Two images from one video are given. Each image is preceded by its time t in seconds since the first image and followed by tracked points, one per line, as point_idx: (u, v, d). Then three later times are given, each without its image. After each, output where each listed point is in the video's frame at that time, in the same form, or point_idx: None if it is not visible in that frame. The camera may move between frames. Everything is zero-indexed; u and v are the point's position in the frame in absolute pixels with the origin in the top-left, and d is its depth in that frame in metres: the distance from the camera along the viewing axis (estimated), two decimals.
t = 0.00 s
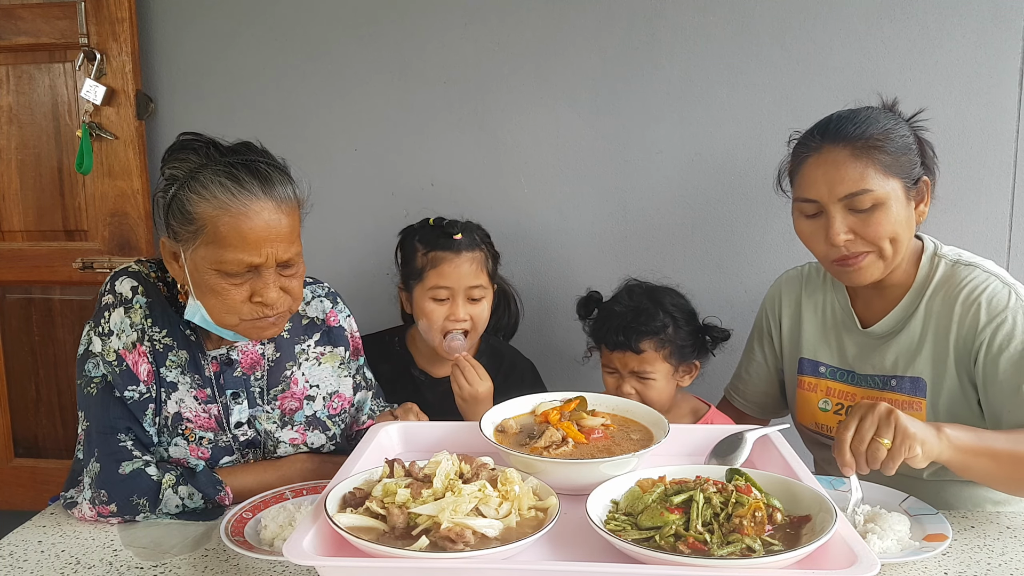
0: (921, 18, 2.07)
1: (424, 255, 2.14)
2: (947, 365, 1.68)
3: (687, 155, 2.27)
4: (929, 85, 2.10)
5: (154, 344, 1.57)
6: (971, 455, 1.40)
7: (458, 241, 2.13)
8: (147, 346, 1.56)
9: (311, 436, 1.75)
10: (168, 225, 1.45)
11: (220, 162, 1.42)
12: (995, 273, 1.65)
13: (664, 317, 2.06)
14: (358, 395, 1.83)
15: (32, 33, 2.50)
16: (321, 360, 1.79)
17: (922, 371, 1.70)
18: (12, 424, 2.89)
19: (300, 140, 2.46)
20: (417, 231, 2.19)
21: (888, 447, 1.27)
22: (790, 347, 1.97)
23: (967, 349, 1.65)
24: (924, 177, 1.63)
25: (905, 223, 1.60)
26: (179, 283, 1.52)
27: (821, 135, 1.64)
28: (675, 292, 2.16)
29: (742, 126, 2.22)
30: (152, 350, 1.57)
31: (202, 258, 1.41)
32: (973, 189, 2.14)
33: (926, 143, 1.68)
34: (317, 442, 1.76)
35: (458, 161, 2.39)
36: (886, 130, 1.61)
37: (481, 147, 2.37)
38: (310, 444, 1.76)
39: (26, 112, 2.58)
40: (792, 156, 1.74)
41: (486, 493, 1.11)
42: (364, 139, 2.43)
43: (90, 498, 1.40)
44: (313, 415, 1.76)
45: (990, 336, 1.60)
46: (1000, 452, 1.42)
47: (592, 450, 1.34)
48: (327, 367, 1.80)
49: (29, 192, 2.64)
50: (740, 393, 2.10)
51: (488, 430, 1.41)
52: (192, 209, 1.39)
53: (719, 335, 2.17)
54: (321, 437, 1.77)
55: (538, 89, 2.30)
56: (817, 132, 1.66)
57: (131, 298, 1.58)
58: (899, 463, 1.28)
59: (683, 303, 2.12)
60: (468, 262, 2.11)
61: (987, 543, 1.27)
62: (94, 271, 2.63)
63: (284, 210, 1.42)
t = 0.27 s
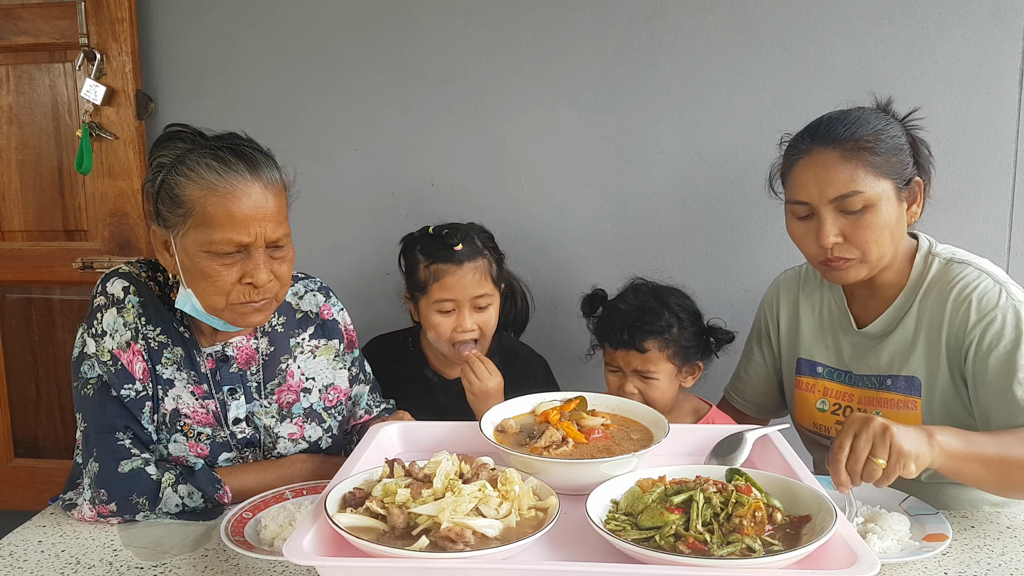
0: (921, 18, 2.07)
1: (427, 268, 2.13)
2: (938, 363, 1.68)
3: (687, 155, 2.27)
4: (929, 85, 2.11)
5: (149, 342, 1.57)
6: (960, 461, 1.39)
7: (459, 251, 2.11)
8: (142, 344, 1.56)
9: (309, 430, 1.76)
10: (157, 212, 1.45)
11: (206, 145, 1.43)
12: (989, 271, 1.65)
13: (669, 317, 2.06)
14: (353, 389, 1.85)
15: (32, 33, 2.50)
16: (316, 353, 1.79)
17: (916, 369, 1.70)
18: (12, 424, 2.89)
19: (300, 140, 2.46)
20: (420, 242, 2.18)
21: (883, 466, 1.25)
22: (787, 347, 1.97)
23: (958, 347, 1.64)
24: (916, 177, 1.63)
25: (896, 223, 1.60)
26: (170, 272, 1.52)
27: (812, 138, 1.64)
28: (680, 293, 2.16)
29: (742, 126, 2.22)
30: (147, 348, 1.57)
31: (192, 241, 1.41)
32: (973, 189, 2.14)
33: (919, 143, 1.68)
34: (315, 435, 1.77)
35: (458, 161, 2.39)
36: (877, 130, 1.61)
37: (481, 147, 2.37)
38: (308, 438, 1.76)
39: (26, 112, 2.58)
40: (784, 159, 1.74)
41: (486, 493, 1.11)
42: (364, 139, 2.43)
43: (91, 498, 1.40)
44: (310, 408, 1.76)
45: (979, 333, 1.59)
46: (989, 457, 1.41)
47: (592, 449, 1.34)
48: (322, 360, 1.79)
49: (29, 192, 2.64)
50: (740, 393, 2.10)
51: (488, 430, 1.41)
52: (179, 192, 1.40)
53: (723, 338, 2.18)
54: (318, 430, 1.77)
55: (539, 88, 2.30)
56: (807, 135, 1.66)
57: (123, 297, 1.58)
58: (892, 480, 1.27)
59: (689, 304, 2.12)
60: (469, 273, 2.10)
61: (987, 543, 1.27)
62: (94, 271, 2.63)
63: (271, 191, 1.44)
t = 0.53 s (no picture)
0: (921, 18, 2.07)
1: (436, 270, 2.13)
2: (942, 361, 1.68)
3: (687, 155, 2.27)
4: (929, 85, 2.11)
5: (146, 341, 1.57)
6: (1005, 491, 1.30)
7: (469, 254, 2.11)
8: (139, 343, 1.57)
9: (307, 426, 1.75)
10: (155, 204, 1.51)
11: (199, 135, 1.50)
12: (991, 269, 1.65)
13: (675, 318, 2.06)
14: (352, 386, 1.85)
15: (32, 33, 2.50)
16: (313, 350, 1.79)
17: (920, 368, 1.70)
18: (12, 424, 2.89)
19: (300, 140, 2.46)
20: (429, 243, 2.18)
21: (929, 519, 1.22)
22: (787, 346, 1.97)
23: (962, 345, 1.64)
24: (917, 174, 1.64)
25: (898, 220, 1.60)
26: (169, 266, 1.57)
27: (814, 134, 1.64)
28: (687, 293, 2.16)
29: (742, 126, 2.22)
30: (144, 348, 1.57)
31: (189, 228, 1.47)
32: (973, 188, 2.14)
33: (919, 142, 1.69)
34: (313, 432, 1.76)
35: (458, 161, 2.39)
36: (879, 124, 1.62)
37: (481, 147, 2.37)
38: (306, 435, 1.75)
39: (26, 112, 2.58)
40: (786, 156, 1.74)
41: (486, 493, 1.11)
42: (364, 139, 2.43)
43: (90, 498, 1.40)
44: (308, 404, 1.76)
45: (985, 331, 1.59)
46: None
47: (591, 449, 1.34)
48: (319, 357, 1.79)
49: (30, 192, 2.64)
50: (739, 393, 2.10)
51: (488, 430, 1.41)
52: (175, 180, 1.46)
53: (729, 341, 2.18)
54: (316, 426, 1.77)
55: (539, 89, 2.30)
56: (810, 131, 1.66)
57: (119, 298, 1.59)
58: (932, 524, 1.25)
59: (695, 305, 2.12)
60: (480, 275, 2.10)
61: (987, 543, 1.27)
62: (94, 271, 2.63)
63: (263, 177, 1.50)
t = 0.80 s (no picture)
0: (921, 18, 2.07)
1: (443, 270, 2.13)
2: (948, 362, 1.68)
3: (687, 155, 2.27)
4: (928, 85, 2.10)
5: (147, 341, 1.57)
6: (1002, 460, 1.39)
7: (476, 253, 2.11)
8: (140, 343, 1.57)
9: (307, 425, 1.75)
10: (153, 197, 1.53)
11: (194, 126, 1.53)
12: (996, 270, 1.65)
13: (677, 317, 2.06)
14: (352, 387, 1.85)
15: (32, 33, 2.50)
16: (315, 349, 1.79)
17: (925, 368, 1.70)
18: (12, 424, 2.89)
19: (300, 140, 2.46)
20: (435, 243, 2.18)
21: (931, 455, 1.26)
22: (789, 347, 1.96)
23: (967, 346, 1.65)
24: (924, 175, 1.64)
25: (905, 222, 1.60)
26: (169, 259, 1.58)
27: (823, 134, 1.64)
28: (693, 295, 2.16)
29: (742, 126, 2.22)
30: (145, 347, 1.57)
31: (187, 217, 1.49)
32: (973, 188, 2.14)
33: (922, 142, 1.69)
34: (313, 431, 1.76)
35: (458, 161, 2.39)
36: (886, 123, 1.62)
37: (481, 147, 2.37)
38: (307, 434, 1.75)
39: (26, 112, 2.58)
40: (793, 155, 1.73)
41: (486, 493, 1.11)
42: (364, 139, 2.42)
43: (90, 498, 1.40)
44: (309, 403, 1.76)
45: (992, 332, 1.59)
46: None
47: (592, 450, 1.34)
48: (321, 356, 1.79)
49: (29, 192, 2.64)
50: (740, 392, 2.10)
51: (488, 430, 1.41)
52: (173, 169, 1.48)
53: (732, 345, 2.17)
54: (316, 425, 1.76)
55: (539, 89, 2.30)
56: (818, 131, 1.66)
57: (120, 298, 1.59)
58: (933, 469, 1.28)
59: (701, 306, 2.12)
60: (488, 274, 2.10)
61: (987, 543, 1.27)
62: (94, 271, 2.62)
63: (259, 164, 1.53)
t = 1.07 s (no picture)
0: (921, 18, 2.07)
1: (443, 270, 2.13)
2: (944, 361, 1.68)
3: (687, 155, 2.27)
4: (928, 85, 2.11)
5: (145, 341, 1.57)
6: (981, 464, 1.37)
7: (477, 254, 2.12)
8: (138, 343, 1.57)
9: (306, 425, 1.75)
10: (152, 194, 1.53)
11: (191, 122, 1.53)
12: (993, 270, 1.65)
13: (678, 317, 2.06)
14: (352, 387, 1.85)
15: (32, 33, 2.50)
16: (314, 349, 1.79)
17: (921, 367, 1.70)
18: (12, 424, 2.89)
19: (300, 140, 2.46)
20: (435, 242, 2.18)
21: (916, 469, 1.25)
22: (788, 347, 1.97)
23: (964, 345, 1.64)
24: (921, 175, 1.64)
25: (904, 222, 1.60)
26: (170, 256, 1.59)
27: (820, 135, 1.64)
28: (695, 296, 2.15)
29: (742, 126, 2.22)
30: (144, 348, 1.57)
31: (187, 212, 1.49)
32: (973, 188, 2.14)
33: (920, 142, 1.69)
34: (313, 431, 1.76)
35: (458, 161, 2.39)
36: (883, 123, 1.62)
37: (481, 147, 2.37)
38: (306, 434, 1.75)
39: (26, 112, 2.58)
40: (790, 156, 1.74)
41: (486, 493, 1.11)
42: (364, 139, 2.42)
43: (90, 499, 1.40)
44: (309, 403, 1.76)
45: (988, 332, 1.59)
46: (1014, 458, 1.40)
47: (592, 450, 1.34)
48: (320, 356, 1.79)
49: (29, 192, 2.64)
50: (739, 392, 2.10)
51: (488, 430, 1.41)
52: (172, 164, 1.48)
53: (733, 346, 2.17)
54: (315, 425, 1.76)
55: (539, 89, 2.30)
56: (815, 132, 1.66)
57: (118, 298, 1.59)
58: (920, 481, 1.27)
59: (702, 307, 2.12)
60: (488, 275, 2.10)
61: (987, 543, 1.27)
62: (94, 270, 2.62)
63: (258, 159, 1.53)
